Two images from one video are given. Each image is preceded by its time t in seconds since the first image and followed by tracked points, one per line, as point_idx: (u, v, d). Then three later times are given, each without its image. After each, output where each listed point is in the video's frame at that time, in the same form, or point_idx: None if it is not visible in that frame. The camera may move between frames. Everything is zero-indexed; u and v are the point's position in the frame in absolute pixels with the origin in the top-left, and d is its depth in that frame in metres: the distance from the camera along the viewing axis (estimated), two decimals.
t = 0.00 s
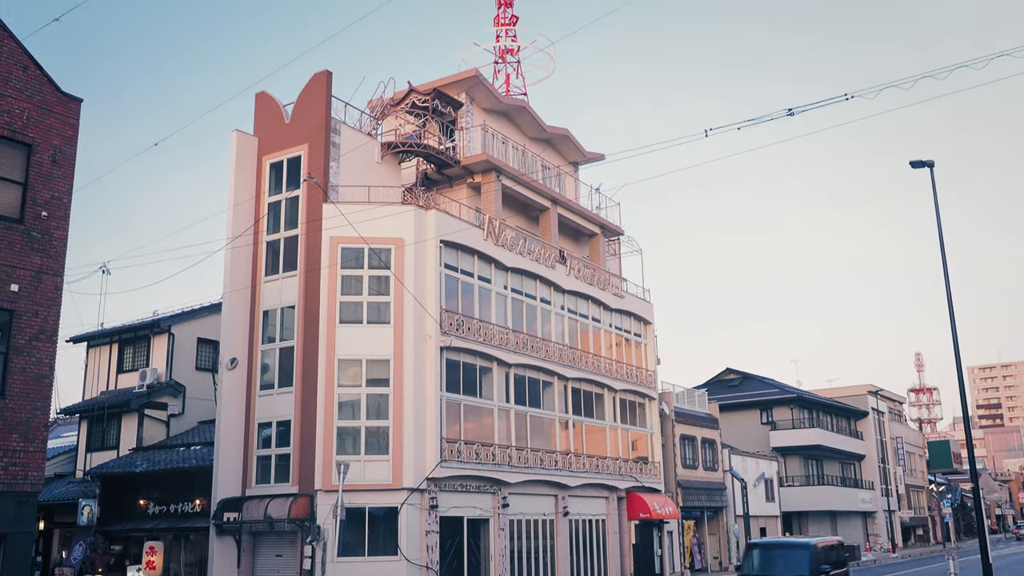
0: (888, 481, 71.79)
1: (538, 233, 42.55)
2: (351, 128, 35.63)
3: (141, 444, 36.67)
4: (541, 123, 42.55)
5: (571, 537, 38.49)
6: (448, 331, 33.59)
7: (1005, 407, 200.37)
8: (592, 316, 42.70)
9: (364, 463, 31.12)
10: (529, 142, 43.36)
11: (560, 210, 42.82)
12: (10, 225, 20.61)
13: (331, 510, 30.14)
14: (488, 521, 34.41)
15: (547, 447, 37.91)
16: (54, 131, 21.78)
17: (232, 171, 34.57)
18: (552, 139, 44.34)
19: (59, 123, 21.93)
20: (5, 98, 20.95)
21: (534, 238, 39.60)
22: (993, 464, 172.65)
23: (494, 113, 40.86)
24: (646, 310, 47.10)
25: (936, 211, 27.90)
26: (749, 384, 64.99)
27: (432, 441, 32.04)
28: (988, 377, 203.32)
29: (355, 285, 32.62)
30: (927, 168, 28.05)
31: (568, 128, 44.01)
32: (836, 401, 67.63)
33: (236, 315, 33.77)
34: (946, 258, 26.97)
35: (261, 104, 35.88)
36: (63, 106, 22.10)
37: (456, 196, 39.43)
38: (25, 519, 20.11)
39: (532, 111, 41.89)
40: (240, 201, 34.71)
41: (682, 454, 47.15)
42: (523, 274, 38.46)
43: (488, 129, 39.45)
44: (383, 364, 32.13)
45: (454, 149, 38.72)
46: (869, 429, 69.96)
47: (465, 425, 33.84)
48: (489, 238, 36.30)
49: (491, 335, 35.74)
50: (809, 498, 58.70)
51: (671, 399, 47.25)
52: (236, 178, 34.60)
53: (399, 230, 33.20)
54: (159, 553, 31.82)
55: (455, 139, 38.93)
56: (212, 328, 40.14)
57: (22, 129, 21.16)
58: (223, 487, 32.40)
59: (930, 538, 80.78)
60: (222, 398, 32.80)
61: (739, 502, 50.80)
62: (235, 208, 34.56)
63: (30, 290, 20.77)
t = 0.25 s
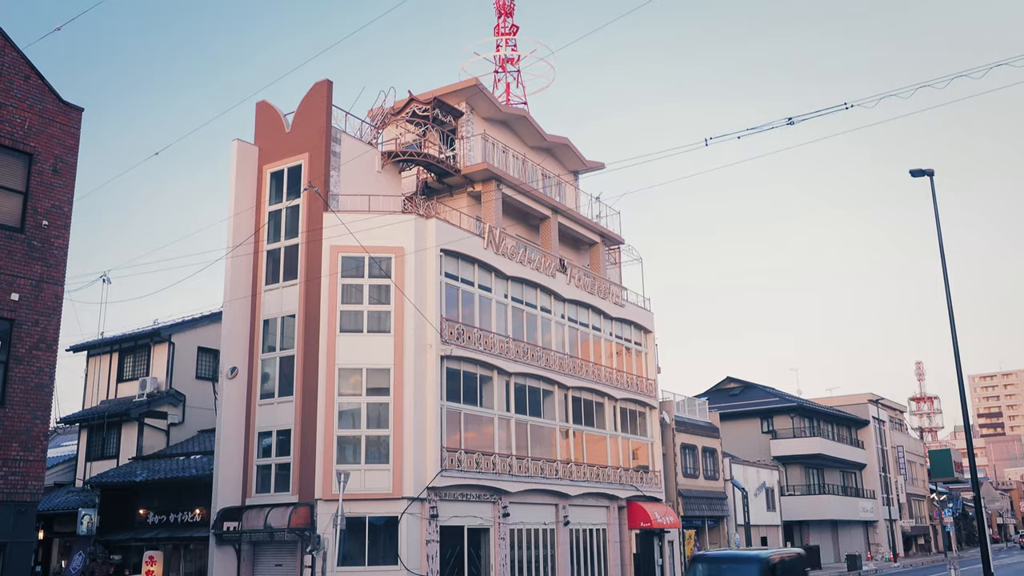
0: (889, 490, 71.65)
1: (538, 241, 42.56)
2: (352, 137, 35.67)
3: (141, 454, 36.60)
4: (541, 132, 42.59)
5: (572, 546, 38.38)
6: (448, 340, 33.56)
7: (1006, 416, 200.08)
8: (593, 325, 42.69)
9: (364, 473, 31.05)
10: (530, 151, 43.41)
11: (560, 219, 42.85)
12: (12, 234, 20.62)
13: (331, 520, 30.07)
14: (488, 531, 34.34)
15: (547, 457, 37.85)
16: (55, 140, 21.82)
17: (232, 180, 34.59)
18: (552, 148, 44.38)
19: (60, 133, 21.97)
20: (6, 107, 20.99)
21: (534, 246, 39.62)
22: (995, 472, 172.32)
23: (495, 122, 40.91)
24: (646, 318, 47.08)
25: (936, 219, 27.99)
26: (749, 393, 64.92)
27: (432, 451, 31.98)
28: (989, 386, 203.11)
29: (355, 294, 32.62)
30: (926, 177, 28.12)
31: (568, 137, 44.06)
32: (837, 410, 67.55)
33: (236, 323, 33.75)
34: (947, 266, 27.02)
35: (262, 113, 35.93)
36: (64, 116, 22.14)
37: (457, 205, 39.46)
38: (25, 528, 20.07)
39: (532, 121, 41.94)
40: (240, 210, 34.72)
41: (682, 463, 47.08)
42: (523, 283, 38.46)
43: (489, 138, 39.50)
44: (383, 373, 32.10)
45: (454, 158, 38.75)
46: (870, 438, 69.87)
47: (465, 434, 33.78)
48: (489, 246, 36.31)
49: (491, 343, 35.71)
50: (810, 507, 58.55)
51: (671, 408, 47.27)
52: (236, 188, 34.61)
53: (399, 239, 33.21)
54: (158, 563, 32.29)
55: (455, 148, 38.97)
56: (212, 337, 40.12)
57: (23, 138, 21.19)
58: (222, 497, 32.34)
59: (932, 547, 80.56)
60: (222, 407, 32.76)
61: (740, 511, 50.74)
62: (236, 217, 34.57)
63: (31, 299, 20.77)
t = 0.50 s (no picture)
0: (890, 496, 71.56)
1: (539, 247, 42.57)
2: (352, 143, 35.70)
3: (141, 460, 36.56)
4: (542, 138, 42.63)
5: (572, 552, 38.33)
6: (449, 346, 33.55)
7: (1007, 422, 199.89)
8: (593, 331, 42.67)
9: (364, 479, 31.02)
10: (530, 157, 43.45)
11: (560, 225, 42.87)
12: (12, 240, 20.63)
13: (332, 526, 30.04)
14: (489, 537, 34.30)
15: (547, 463, 37.80)
16: (56, 146, 21.84)
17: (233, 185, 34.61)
18: (553, 154, 44.40)
19: (61, 139, 21.99)
20: (7, 114, 21.01)
21: (535, 252, 39.64)
22: (996, 478, 172.10)
23: (495, 128, 40.95)
24: (647, 324, 47.07)
25: (936, 225, 28.04)
26: (750, 399, 64.87)
27: (432, 457, 31.93)
28: (990, 392, 202.99)
29: (356, 300, 32.63)
30: (927, 182, 28.14)
31: (569, 143, 44.10)
32: (838, 416, 67.49)
33: (236, 329, 33.74)
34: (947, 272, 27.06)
35: (263, 119, 35.97)
36: (66, 122, 22.17)
37: (457, 211, 39.47)
38: (25, 535, 20.04)
39: (533, 126, 41.99)
40: (241, 216, 34.73)
41: (683, 469, 47.03)
42: (524, 289, 38.46)
43: (489, 144, 39.54)
44: (383, 379, 32.09)
45: (455, 164, 38.78)
46: (871, 444, 69.77)
47: (465, 440, 33.74)
48: (489, 252, 36.31)
49: (492, 349, 35.69)
50: (811, 513, 58.46)
51: (672, 414, 47.15)
52: (237, 194, 34.62)
53: (399, 245, 33.23)
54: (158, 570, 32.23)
55: (455, 154, 39.01)
56: (213, 343, 40.10)
57: (24, 144, 21.22)
58: (222, 503, 32.30)
59: (933, 553, 80.41)
60: (223, 413, 32.74)
61: (741, 517, 50.70)
62: (236, 223, 34.58)
63: (31, 305, 20.77)
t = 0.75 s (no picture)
0: (891, 504, 71.42)
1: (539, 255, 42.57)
2: (353, 150, 35.72)
3: (141, 468, 36.50)
4: (542, 146, 42.65)
5: (573, 560, 38.23)
6: (449, 354, 33.51)
7: (1008, 430, 199.63)
8: (593, 338, 42.63)
9: (364, 487, 30.96)
10: (530, 165, 43.47)
11: (560, 232, 42.87)
12: (13, 248, 20.63)
13: (331, 534, 29.98)
14: (489, 545, 34.21)
15: (548, 471, 37.73)
16: (57, 154, 21.84)
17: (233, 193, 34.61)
18: (553, 162, 44.44)
19: (62, 147, 21.99)
20: (8, 122, 21.03)
21: (535, 260, 39.63)
22: (997, 486, 171.76)
23: (495, 136, 40.97)
24: (647, 332, 47.03)
25: (936, 233, 28.03)
26: (751, 406, 64.79)
27: (432, 465, 31.87)
28: (991, 400, 202.81)
29: (356, 307, 32.61)
30: (927, 189, 28.14)
31: (569, 150, 44.12)
32: (839, 423, 67.40)
33: (236, 337, 33.70)
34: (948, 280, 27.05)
35: (263, 127, 35.99)
36: (66, 130, 22.17)
37: (457, 219, 39.47)
38: (24, 543, 20.00)
39: (533, 134, 42.02)
40: (241, 223, 34.72)
41: (684, 477, 46.94)
42: (524, 296, 38.44)
43: (489, 151, 39.56)
44: (383, 387, 32.05)
45: (455, 172, 38.80)
46: (872, 452, 69.65)
47: (465, 448, 33.67)
48: (489, 260, 36.30)
49: (492, 357, 35.64)
50: (811, 521, 58.34)
51: (673, 421, 47.11)
52: (237, 202, 34.61)
53: (399, 253, 33.23)
54: None
55: (456, 162, 39.02)
56: (213, 351, 40.07)
57: (24, 152, 21.22)
58: (222, 512, 32.21)
59: (935, 561, 80.22)
60: (222, 421, 32.69)
61: (742, 525, 50.60)
62: (237, 231, 34.57)
63: (31, 313, 20.74)
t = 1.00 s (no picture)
0: (892, 513, 71.26)
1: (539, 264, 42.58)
2: (353, 159, 35.77)
3: (140, 477, 36.43)
4: (542, 155, 42.70)
5: (573, 570, 38.14)
6: (449, 363, 33.49)
7: (1009, 438, 199.34)
8: (593, 347, 42.60)
9: (364, 496, 30.89)
10: (530, 174, 43.52)
11: (561, 241, 42.89)
12: (13, 257, 20.63)
13: (331, 544, 29.91)
14: (489, 555, 34.13)
15: (548, 480, 37.66)
16: (57, 163, 21.86)
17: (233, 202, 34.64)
18: (553, 170, 44.48)
19: (62, 156, 22.01)
20: (9, 131, 21.06)
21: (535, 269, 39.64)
22: (998, 495, 171.40)
23: (495, 145, 41.03)
24: (647, 341, 47.00)
25: (936, 242, 28.07)
26: (752, 415, 64.70)
27: (432, 474, 31.81)
28: (992, 408, 202.57)
29: (356, 316, 32.60)
30: (927, 199, 28.18)
31: (569, 159, 44.17)
32: (839, 432, 67.31)
33: (236, 346, 33.69)
34: (948, 289, 27.07)
35: (264, 136, 36.04)
36: (67, 139, 22.20)
37: (457, 227, 39.49)
38: (23, 552, 19.95)
39: (533, 143, 42.07)
40: (242, 232, 34.73)
41: (684, 486, 46.84)
42: (524, 305, 38.43)
43: (489, 160, 39.61)
44: (383, 396, 32.02)
45: (455, 181, 38.83)
46: (873, 461, 69.52)
47: (465, 457, 33.60)
48: (490, 269, 36.30)
49: (492, 366, 35.61)
50: (812, 530, 58.21)
51: (673, 431, 47.07)
52: (237, 210, 34.62)
53: (399, 262, 33.23)
54: None
55: (456, 171, 39.07)
56: (213, 359, 40.05)
57: (25, 161, 21.25)
58: (221, 521, 32.12)
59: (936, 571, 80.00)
60: (222, 430, 32.64)
61: (743, 535, 50.48)
62: (237, 240, 34.57)
63: (31, 322, 20.73)
